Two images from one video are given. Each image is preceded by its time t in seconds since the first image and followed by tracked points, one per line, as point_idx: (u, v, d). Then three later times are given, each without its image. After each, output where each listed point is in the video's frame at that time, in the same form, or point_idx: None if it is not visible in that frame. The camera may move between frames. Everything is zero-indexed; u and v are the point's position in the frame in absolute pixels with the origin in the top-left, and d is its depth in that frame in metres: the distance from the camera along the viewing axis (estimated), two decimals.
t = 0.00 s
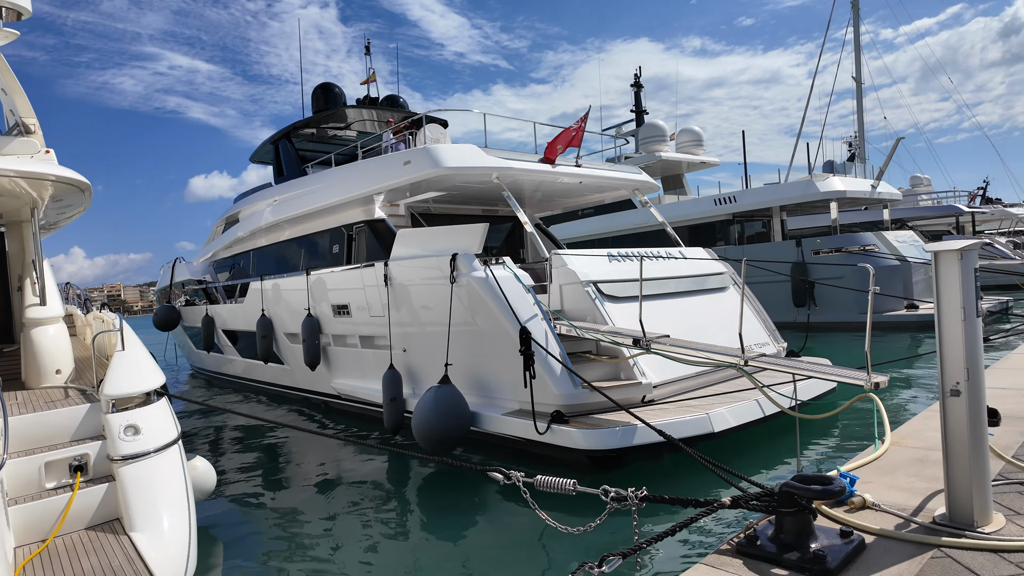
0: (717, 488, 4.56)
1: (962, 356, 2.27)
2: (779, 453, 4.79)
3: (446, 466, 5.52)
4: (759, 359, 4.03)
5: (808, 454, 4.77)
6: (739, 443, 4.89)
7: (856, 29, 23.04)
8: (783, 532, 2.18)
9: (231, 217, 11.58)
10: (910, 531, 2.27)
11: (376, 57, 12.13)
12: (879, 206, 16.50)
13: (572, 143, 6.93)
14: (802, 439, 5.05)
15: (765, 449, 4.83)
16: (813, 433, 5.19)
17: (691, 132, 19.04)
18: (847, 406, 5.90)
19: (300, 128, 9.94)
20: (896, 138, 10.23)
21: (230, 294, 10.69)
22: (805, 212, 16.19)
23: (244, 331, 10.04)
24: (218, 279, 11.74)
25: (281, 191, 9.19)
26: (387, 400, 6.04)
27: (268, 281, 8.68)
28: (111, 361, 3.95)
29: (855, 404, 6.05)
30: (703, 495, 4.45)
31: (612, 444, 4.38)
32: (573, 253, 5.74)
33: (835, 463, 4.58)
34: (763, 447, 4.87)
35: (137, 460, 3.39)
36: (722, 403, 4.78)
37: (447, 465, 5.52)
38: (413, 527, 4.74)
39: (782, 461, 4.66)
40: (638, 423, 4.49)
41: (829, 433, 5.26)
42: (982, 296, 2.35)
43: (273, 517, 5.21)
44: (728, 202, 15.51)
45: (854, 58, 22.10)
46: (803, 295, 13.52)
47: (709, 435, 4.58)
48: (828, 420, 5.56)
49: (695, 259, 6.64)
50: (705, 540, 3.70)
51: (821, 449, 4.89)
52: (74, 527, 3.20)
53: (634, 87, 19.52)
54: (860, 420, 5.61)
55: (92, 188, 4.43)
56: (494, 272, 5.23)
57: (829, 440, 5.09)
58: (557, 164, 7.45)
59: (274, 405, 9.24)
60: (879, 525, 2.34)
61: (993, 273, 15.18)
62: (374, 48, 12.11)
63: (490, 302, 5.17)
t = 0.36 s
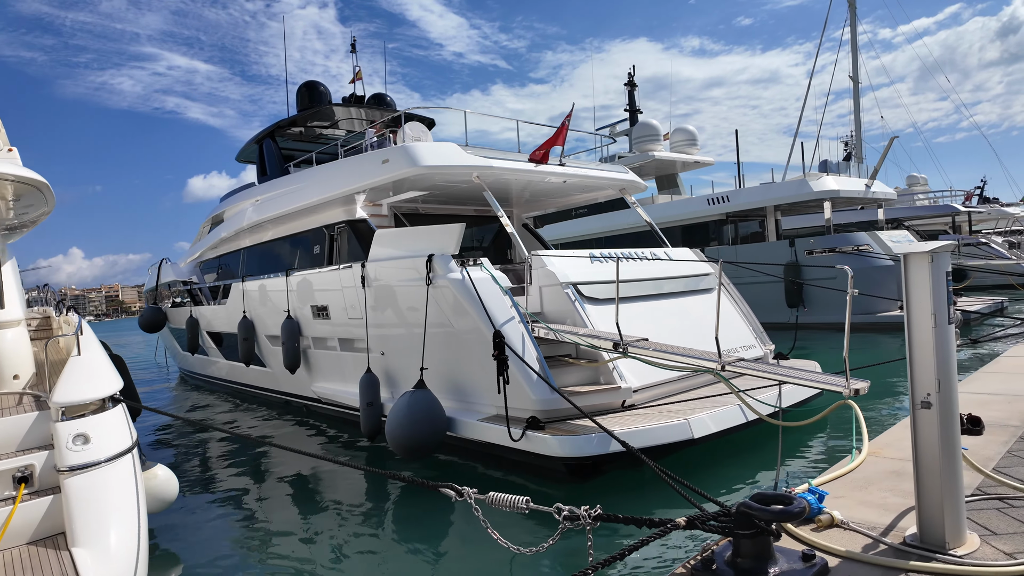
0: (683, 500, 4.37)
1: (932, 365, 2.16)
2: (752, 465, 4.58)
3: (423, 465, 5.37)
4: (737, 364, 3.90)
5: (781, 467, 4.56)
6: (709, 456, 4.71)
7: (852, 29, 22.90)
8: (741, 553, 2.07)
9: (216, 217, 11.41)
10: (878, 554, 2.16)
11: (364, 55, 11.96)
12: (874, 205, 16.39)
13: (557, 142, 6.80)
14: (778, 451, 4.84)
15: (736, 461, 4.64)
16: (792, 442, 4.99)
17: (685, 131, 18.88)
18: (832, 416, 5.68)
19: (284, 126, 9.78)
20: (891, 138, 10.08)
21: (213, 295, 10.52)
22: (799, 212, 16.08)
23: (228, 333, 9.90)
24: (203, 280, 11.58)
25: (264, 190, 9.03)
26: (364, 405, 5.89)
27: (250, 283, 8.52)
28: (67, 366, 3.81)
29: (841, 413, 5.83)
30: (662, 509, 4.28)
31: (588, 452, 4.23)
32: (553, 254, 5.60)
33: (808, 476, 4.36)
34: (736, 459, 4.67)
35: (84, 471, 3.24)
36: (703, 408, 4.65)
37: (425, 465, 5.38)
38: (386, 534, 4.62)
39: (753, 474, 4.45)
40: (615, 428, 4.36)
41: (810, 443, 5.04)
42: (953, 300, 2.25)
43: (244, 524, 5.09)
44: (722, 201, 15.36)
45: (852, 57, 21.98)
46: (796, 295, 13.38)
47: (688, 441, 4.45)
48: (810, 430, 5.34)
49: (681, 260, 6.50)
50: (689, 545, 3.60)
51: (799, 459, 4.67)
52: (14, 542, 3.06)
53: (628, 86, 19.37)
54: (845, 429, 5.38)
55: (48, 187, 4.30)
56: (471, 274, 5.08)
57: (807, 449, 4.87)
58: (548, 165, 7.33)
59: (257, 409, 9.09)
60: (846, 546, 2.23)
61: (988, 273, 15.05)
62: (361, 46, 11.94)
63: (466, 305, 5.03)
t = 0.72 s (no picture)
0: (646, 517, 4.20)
1: (892, 380, 2.09)
2: (715, 484, 4.47)
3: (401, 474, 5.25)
4: (712, 372, 3.77)
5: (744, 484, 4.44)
6: (672, 471, 4.59)
7: (850, 28, 22.77)
8: None
9: (203, 218, 11.29)
10: None
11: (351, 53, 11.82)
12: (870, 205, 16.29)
13: (541, 142, 6.59)
14: (745, 466, 4.71)
15: (700, 478, 4.51)
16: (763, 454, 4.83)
17: (680, 131, 18.75)
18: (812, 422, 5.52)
19: (268, 127, 9.66)
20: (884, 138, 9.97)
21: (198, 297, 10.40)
22: (794, 212, 15.98)
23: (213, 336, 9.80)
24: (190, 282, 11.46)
25: (247, 191, 8.91)
26: (340, 411, 5.77)
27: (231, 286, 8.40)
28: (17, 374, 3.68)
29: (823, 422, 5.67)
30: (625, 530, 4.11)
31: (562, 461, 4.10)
32: (532, 257, 5.47)
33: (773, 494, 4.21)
34: (699, 476, 4.55)
35: (28, 485, 3.12)
36: (682, 415, 4.54)
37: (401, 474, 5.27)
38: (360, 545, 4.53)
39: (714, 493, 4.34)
40: (590, 437, 4.23)
41: (784, 454, 4.89)
42: (916, 310, 2.16)
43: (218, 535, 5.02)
44: (715, 202, 15.22)
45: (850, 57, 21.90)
46: (789, 297, 13.26)
47: (666, 449, 4.33)
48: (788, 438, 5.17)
49: (665, 262, 6.38)
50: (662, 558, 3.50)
51: (766, 473, 4.53)
52: None
53: (622, 86, 19.24)
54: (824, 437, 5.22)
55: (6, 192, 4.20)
56: (445, 277, 4.95)
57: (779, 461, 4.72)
58: (533, 165, 7.20)
59: (242, 414, 8.99)
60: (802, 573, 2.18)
61: (984, 273, 14.94)
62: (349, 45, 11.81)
63: (440, 309, 4.90)
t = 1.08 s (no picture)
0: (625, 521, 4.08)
1: (875, 385, 1.99)
2: (696, 492, 4.36)
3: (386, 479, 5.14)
4: (699, 374, 3.63)
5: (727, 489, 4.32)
6: (651, 481, 4.51)
7: (855, 26, 22.54)
8: None
9: (197, 217, 11.19)
10: None
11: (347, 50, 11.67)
12: (873, 204, 16.10)
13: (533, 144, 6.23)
14: (730, 473, 4.59)
15: (685, 485, 4.42)
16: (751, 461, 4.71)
17: (682, 129, 18.57)
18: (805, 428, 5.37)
19: (261, 124, 9.54)
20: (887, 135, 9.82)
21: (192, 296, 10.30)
22: (796, 211, 15.81)
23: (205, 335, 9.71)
24: (184, 281, 11.36)
25: (237, 189, 8.80)
26: (324, 412, 5.65)
27: (221, 284, 8.28)
28: None
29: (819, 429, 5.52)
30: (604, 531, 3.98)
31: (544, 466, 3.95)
32: (520, 255, 5.33)
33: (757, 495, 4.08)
34: (681, 485, 4.45)
35: None
36: (672, 418, 4.41)
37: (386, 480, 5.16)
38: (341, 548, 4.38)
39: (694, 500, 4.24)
40: (574, 441, 4.08)
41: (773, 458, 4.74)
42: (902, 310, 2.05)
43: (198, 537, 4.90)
44: (716, 200, 15.04)
45: (854, 54, 21.68)
46: (791, 296, 13.10)
47: (654, 453, 4.18)
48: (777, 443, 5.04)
49: (659, 261, 6.23)
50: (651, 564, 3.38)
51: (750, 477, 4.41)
52: None
53: (624, 84, 19.08)
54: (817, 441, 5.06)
55: None
56: (429, 275, 4.81)
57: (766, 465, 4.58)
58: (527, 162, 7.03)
59: (233, 414, 8.89)
60: None
61: (990, 272, 14.72)
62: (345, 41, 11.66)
63: (423, 308, 4.76)
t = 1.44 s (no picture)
0: (613, 532, 3.96)
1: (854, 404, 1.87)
2: (685, 501, 4.26)
3: (365, 490, 4.99)
4: (683, 383, 3.48)
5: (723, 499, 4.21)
6: (642, 487, 4.38)
7: (858, 24, 22.30)
8: None
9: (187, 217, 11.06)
10: None
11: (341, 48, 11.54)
12: (875, 203, 15.92)
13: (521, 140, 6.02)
14: (726, 481, 4.47)
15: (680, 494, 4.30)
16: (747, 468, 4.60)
17: (682, 127, 18.38)
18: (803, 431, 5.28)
19: (250, 122, 9.41)
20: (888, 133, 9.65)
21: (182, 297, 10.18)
22: (796, 211, 15.63)
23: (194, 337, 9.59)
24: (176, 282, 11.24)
25: (225, 188, 8.66)
26: (305, 418, 5.51)
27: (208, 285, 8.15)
28: None
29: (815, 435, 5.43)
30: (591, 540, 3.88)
31: (524, 477, 3.80)
32: (505, 256, 5.18)
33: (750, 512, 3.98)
34: (668, 492, 4.35)
35: None
36: (660, 426, 4.26)
37: (368, 489, 5.01)
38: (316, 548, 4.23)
39: (686, 512, 4.13)
40: (557, 451, 3.93)
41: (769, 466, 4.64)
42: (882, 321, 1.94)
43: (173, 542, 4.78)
44: (715, 199, 14.87)
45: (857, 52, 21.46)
46: (790, 296, 13.01)
47: (640, 464, 4.03)
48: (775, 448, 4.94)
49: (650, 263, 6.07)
50: None
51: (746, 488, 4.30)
52: None
53: (622, 82, 18.90)
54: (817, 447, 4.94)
55: None
56: (409, 278, 4.66)
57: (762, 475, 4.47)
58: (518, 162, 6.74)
59: (221, 418, 8.77)
60: None
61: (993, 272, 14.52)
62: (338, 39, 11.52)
63: (404, 311, 4.61)
